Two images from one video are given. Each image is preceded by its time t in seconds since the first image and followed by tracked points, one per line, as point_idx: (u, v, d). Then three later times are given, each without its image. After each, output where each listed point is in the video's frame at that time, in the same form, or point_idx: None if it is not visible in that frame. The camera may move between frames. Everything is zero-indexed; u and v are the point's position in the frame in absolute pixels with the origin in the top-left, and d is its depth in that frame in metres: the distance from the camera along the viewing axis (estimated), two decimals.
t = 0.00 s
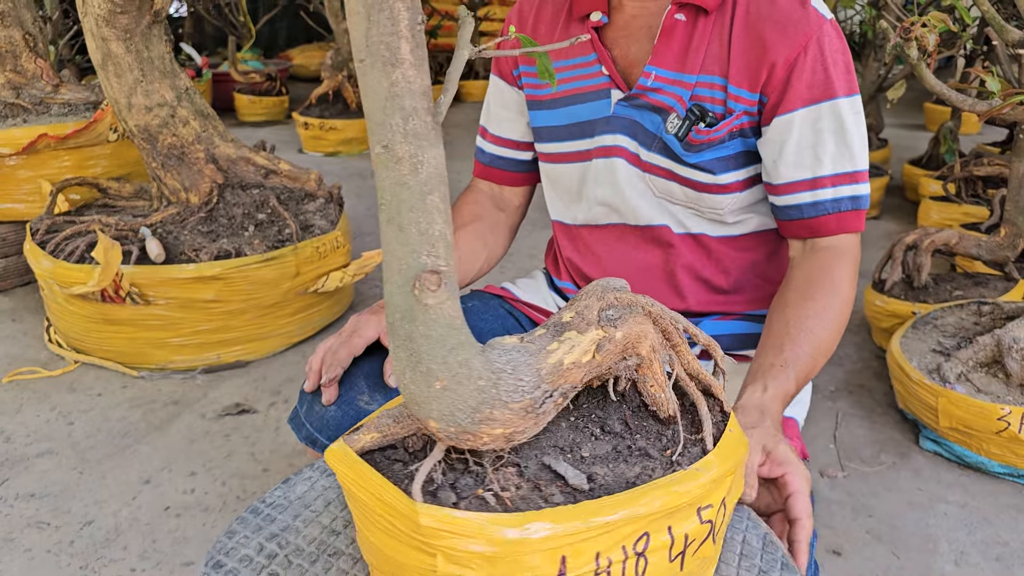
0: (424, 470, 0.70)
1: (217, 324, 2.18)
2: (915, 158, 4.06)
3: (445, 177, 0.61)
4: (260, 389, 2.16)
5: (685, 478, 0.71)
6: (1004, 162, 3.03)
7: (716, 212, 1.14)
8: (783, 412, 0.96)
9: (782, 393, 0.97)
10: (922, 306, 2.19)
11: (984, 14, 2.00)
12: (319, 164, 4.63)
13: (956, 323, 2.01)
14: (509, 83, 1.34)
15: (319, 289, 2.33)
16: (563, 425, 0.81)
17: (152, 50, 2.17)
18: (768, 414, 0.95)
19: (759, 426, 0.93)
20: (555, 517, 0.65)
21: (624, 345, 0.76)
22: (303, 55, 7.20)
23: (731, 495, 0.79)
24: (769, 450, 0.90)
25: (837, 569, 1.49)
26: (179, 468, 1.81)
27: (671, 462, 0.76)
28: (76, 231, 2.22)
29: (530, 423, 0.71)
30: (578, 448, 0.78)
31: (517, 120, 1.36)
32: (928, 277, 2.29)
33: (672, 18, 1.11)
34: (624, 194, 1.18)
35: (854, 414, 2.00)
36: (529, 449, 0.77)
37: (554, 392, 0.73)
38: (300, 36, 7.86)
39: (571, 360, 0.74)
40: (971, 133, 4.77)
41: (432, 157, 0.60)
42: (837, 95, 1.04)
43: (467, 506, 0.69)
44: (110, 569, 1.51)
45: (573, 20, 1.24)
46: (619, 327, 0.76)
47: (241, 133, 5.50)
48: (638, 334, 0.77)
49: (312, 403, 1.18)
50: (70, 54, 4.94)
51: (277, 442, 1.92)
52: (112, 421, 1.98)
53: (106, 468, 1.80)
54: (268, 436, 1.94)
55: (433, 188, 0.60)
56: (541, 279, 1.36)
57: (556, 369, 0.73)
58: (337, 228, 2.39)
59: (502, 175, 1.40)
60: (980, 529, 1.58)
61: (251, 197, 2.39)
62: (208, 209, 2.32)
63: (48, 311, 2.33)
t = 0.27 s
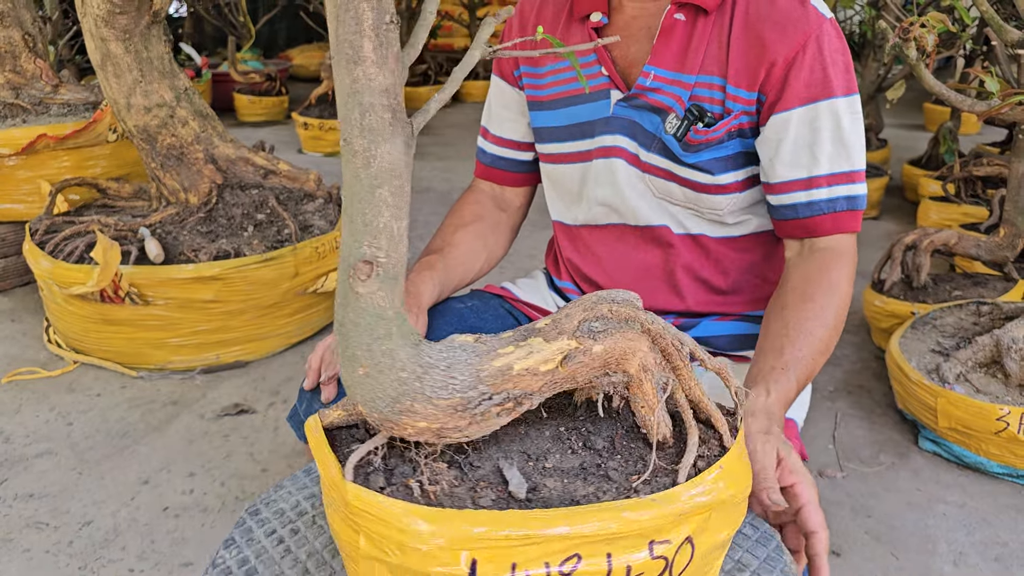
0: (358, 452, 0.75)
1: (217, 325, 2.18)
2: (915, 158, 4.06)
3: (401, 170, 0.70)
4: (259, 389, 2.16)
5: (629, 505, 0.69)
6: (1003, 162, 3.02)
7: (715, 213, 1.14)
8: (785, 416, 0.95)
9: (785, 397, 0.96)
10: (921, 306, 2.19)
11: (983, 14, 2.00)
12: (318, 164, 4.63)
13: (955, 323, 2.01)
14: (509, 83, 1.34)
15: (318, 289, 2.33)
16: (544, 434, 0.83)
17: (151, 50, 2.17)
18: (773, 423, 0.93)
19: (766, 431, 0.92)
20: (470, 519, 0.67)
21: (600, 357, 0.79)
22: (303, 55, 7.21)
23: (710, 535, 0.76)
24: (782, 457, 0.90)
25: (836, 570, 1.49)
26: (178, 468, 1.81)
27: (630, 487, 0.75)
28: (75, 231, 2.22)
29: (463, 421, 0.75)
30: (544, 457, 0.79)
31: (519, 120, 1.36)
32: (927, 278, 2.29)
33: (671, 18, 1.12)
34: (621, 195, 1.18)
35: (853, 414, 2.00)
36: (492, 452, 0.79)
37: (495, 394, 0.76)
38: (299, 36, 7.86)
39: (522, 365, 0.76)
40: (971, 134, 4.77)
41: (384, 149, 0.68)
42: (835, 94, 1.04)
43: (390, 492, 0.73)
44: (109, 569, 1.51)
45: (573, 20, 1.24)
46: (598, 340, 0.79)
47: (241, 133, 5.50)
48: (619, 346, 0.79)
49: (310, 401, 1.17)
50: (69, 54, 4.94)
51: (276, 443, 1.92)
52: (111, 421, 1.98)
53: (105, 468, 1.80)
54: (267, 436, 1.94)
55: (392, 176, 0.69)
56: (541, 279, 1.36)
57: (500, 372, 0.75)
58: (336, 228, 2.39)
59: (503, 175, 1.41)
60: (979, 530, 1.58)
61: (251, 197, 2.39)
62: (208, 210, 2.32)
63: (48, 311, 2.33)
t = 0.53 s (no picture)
0: (329, 431, 0.80)
1: (217, 325, 2.17)
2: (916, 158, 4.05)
3: (380, 165, 0.73)
4: (259, 390, 2.15)
5: (576, 520, 0.67)
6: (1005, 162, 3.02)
7: (718, 215, 1.14)
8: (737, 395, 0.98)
9: (737, 376, 1.00)
10: (923, 306, 2.19)
11: (985, 14, 1.99)
12: (319, 164, 4.63)
13: (957, 324, 2.01)
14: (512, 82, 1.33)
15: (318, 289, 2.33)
16: (531, 439, 0.84)
17: (151, 50, 2.16)
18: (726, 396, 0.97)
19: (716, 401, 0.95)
20: (411, 511, 0.69)
21: (580, 366, 0.79)
22: (303, 56, 7.20)
23: (679, 565, 0.71)
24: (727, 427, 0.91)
25: (838, 571, 1.49)
26: (178, 469, 1.81)
27: (587, 502, 0.74)
28: (75, 231, 2.22)
29: (420, 414, 0.78)
30: (520, 461, 0.80)
31: (521, 121, 1.35)
32: (928, 278, 2.29)
33: (672, 20, 1.11)
34: (619, 197, 1.18)
35: (854, 415, 2.00)
36: (470, 450, 0.82)
37: (456, 392, 0.78)
38: (299, 36, 7.85)
39: (487, 365, 0.78)
40: (971, 134, 4.77)
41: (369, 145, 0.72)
42: (837, 98, 1.03)
43: (350, 474, 0.77)
44: (109, 570, 1.51)
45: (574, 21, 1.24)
46: (579, 349, 0.79)
47: (241, 133, 5.49)
48: (601, 359, 0.79)
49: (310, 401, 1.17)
50: (69, 54, 4.94)
51: (276, 443, 1.91)
52: (111, 422, 1.98)
53: (105, 469, 1.79)
54: (267, 437, 1.93)
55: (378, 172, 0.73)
56: (543, 279, 1.35)
57: (462, 370, 0.78)
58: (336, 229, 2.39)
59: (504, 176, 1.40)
60: (981, 530, 1.58)
61: (251, 198, 2.39)
62: (208, 210, 2.32)
63: (48, 311, 2.32)
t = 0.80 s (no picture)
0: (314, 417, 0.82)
1: (217, 325, 2.17)
2: (916, 159, 4.05)
3: (372, 161, 0.75)
4: (259, 390, 2.15)
5: (536, 527, 0.68)
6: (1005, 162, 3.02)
7: (717, 215, 1.14)
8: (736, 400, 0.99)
9: (736, 382, 1.00)
10: (923, 307, 2.19)
11: (985, 14, 1.99)
12: (319, 164, 4.63)
13: (957, 324, 2.01)
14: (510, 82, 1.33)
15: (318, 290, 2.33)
16: (519, 442, 0.84)
17: (151, 50, 2.16)
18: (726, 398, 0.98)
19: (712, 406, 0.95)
20: (381, 501, 0.72)
21: (559, 371, 0.79)
22: (303, 56, 7.20)
23: None
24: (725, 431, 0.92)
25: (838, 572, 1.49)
26: (178, 469, 1.81)
27: (550, 509, 0.74)
28: (75, 231, 2.22)
29: (393, 407, 0.78)
30: (499, 462, 0.81)
31: (522, 120, 1.35)
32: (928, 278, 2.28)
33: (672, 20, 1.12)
34: (617, 197, 1.18)
35: (854, 415, 2.00)
36: (454, 447, 0.83)
37: (428, 388, 0.78)
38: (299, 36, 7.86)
39: (461, 363, 0.78)
40: (972, 134, 4.77)
41: (362, 141, 0.75)
42: (833, 99, 1.03)
43: (328, 458, 0.80)
44: (109, 571, 1.51)
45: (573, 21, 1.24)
46: (560, 354, 0.78)
47: (242, 133, 5.49)
48: (582, 365, 0.78)
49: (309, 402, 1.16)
50: (69, 54, 4.95)
51: (276, 444, 1.91)
52: (111, 422, 1.98)
53: (105, 470, 1.79)
54: (267, 437, 1.93)
55: (372, 168, 0.76)
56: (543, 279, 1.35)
57: (434, 366, 0.78)
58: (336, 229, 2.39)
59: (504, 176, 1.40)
60: (981, 531, 1.58)
61: (251, 198, 2.39)
62: (208, 210, 2.32)
63: (48, 312, 2.32)
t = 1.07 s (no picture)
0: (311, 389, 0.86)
1: (218, 326, 2.18)
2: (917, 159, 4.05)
3: (375, 154, 0.77)
4: (261, 390, 2.15)
5: (463, 526, 0.68)
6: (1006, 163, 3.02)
7: (717, 213, 1.14)
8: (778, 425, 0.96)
9: (777, 407, 0.97)
10: (924, 307, 2.19)
11: (987, 15, 1.99)
12: (320, 165, 4.63)
13: (958, 325, 2.01)
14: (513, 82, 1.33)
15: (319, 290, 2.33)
16: (502, 443, 0.84)
17: (153, 50, 2.17)
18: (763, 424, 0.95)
19: (758, 440, 0.93)
20: (337, 475, 0.74)
21: (523, 376, 0.77)
22: (304, 56, 7.20)
23: None
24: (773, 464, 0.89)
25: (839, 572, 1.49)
26: (180, 470, 1.81)
27: (487, 511, 0.73)
28: (77, 231, 2.22)
29: (365, 388, 0.79)
30: (472, 459, 0.81)
31: (523, 119, 1.35)
32: (929, 279, 2.28)
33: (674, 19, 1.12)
34: (618, 196, 1.18)
35: (855, 416, 2.00)
36: (439, 438, 0.84)
37: (395, 375, 0.78)
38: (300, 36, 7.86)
39: (429, 354, 0.78)
40: (972, 135, 4.77)
41: (368, 134, 0.77)
42: (832, 97, 1.03)
43: (317, 428, 0.83)
44: (111, 571, 1.51)
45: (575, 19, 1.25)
46: (527, 358, 0.77)
47: (242, 134, 5.50)
48: (549, 373, 0.76)
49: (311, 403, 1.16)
50: (69, 54, 4.96)
51: (278, 444, 1.91)
52: (113, 422, 1.98)
53: (107, 470, 1.79)
54: (269, 437, 1.94)
55: (379, 161, 0.78)
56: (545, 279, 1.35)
57: (405, 355, 0.78)
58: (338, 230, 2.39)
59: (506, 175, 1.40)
60: (983, 531, 1.58)
61: (252, 198, 2.39)
62: (209, 211, 2.33)
63: (49, 312, 2.33)
